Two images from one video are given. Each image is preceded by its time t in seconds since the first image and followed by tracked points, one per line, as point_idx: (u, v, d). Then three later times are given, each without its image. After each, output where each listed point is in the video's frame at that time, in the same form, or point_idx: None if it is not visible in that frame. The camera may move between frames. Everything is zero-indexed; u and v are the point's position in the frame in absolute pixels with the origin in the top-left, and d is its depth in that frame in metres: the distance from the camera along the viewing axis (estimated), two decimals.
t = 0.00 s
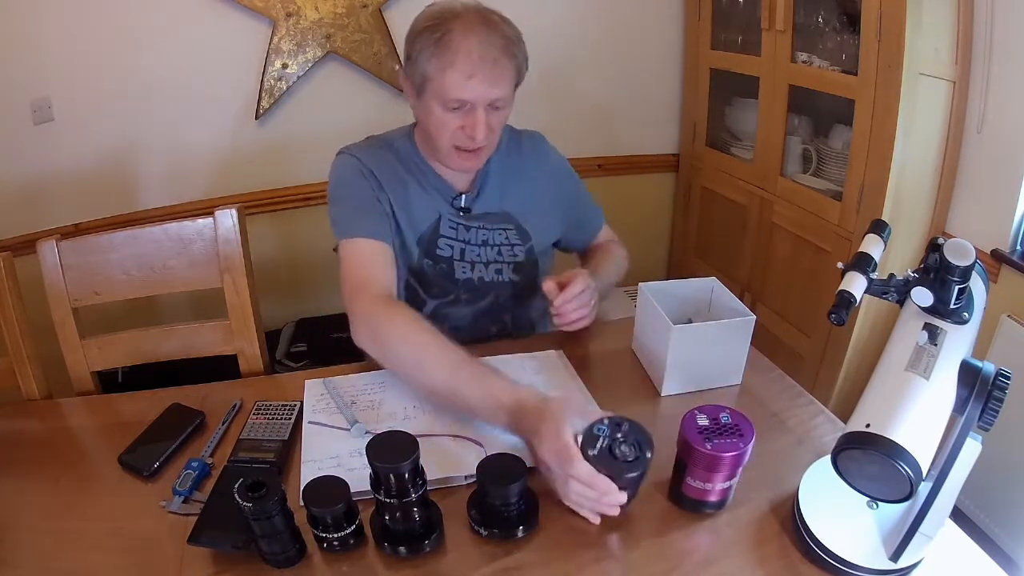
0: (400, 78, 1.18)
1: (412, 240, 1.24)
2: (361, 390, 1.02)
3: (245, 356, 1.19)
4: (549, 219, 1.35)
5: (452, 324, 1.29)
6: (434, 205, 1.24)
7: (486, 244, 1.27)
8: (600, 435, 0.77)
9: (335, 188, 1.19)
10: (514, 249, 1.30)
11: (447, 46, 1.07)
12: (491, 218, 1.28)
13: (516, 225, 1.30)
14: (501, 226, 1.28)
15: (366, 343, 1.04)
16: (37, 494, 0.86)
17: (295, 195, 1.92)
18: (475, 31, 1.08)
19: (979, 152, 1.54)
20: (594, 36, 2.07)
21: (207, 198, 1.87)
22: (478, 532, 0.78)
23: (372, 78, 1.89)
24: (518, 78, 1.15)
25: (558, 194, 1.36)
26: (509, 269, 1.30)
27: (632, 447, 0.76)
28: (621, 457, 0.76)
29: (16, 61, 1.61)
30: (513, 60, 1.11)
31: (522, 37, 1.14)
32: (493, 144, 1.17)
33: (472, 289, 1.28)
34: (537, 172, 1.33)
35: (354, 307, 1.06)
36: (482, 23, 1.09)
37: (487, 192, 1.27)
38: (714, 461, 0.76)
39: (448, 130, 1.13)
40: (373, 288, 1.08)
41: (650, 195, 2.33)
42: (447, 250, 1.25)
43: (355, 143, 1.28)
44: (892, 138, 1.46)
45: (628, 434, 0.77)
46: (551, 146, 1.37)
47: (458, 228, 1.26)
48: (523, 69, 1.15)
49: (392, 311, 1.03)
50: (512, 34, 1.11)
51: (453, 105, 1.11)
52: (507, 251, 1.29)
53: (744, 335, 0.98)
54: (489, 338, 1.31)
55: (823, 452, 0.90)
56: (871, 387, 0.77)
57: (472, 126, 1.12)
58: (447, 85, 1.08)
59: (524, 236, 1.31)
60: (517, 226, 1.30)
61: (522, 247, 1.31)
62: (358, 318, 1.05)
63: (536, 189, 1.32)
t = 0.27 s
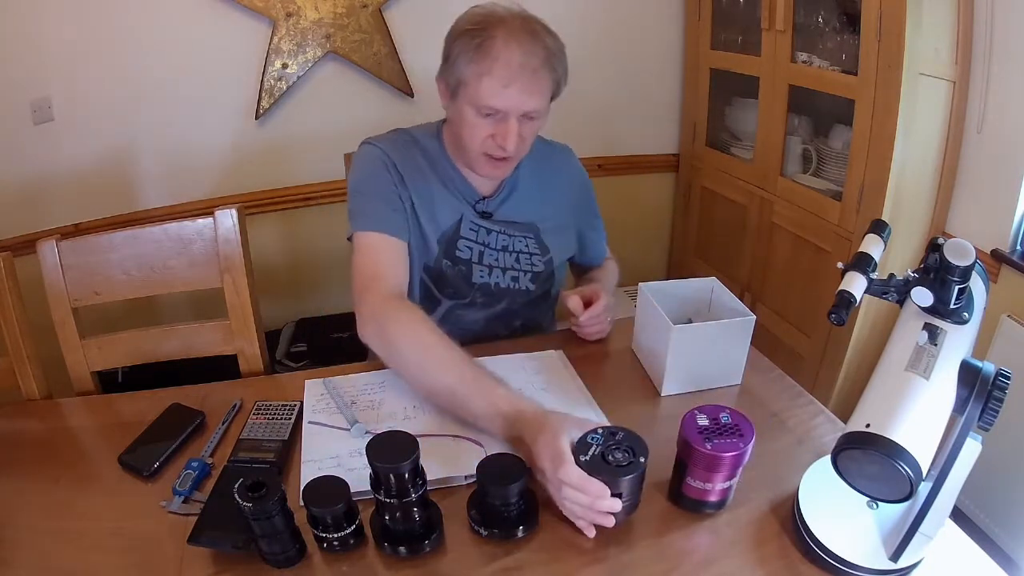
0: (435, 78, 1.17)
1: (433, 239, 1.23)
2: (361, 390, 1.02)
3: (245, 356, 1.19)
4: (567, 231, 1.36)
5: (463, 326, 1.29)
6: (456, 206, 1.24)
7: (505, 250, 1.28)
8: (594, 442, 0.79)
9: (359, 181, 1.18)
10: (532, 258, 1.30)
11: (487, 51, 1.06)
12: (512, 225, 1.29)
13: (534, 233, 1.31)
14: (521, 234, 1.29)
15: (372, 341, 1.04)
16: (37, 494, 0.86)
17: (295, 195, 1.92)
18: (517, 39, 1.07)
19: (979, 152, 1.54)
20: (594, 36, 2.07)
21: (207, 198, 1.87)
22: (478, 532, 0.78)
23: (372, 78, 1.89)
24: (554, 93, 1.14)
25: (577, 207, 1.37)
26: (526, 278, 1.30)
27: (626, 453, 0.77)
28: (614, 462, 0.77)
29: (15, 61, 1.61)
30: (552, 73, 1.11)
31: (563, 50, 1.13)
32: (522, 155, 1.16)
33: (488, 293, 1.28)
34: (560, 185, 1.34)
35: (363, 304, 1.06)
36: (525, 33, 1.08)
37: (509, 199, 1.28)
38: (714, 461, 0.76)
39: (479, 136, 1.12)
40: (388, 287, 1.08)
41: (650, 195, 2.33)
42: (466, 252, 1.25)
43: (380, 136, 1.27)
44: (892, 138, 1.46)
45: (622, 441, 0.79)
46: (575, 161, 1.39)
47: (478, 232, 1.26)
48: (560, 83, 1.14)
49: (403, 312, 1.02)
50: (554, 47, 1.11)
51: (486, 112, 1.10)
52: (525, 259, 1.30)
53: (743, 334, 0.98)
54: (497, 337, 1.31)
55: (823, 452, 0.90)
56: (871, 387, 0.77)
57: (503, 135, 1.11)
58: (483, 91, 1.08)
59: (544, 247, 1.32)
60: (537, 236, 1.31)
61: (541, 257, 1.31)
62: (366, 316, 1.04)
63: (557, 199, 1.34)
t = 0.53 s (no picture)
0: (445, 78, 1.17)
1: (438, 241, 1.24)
2: (361, 390, 1.02)
3: (245, 356, 1.19)
4: (573, 235, 1.36)
5: (465, 329, 1.29)
6: (462, 208, 1.24)
7: (510, 253, 1.28)
8: (594, 450, 0.79)
9: (365, 182, 1.19)
10: (537, 262, 1.30)
11: (497, 53, 1.06)
12: (517, 228, 1.29)
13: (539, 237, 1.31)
14: (526, 237, 1.29)
15: (372, 339, 1.04)
16: (37, 494, 0.86)
17: (295, 195, 1.92)
18: (528, 42, 1.07)
19: (979, 152, 1.54)
20: (594, 36, 2.07)
21: (207, 198, 1.87)
22: (478, 531, 0.78)
23: (372, 78, 1.89)
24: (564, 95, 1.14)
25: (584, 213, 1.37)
26: (530, 281, 1.30)
27: (626, 461, 0.77)
28: (614, 469, 0.76)
29: (14, 60, 1.61)
30: (562, 76, 1.10)
31: (574, 53, 1.13)
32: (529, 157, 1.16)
33: (492, 296, 1.28)
34: (567, 189, 1.34)
35: (364, 303, 1.06)
36: (535, 36, 1.08)
37: (516, 202, 1.28)
38: (714, 461, 0.76)
39: (487, 137, 1.12)
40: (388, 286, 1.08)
41: (650, 195, 2.33)
42: (470, 255, 1.25)
43: (387, 137, 1.27)
44: (892, 138, 1.46)
45: (622, 449, 0.78)
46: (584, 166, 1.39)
47: (484, 234, 1.26)
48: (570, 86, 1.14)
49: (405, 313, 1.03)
50: (564, 50, 1.10)
51: (495, 114, 1.10)
52: (530, 263, 1.30)
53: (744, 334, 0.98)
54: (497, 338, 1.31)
55: (823, 452, 0.90)
56: (871, 387, 0.77)
57: (510, 137, 1.11)
58: (492, 93, 1.08)
59: (549, 251, 1.32)
60: (542, 240, 1.31)
61: (546, 261, 1.31)
62: (367, 317, 1.04)
63: (562, 203, 1.34)
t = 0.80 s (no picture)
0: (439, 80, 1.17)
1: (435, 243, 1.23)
2: (361, 390, 1.02)
3: (245, 356, 1.19)
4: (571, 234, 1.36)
5: (464, 330, 1.30)
6: (459, 210, 1.24)
7: (507, 254, 1.28)
8: (594, 450, 0.79)
9: (361, 186, 1.18)
10: (534, 261, 1.30)
11: (492, 53, 1.06)
12: (515, 228, 1.28)
13: (536, 235, 1.31)
14: (524, 237, 1.29)
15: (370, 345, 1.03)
16: (37, 494, 0.86)
17: (295, 195, 1.92)
18: (522, 41, 1.07)
19: (979, 152, 1.54)
20: (594, 36, 2.07)
21: (207, 198, 1.87)
22: (478, 532, 0.78)
23: (372, 77, 1.89)
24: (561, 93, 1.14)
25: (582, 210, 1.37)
26: (528, 281, 1.31)
27: (625, 461, 0.77)
28: (614, 469, 0.76)
29: (13, 60, 1.61)
30: (558, 74, 1.10)
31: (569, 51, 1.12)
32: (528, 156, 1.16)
33: (490, 296, 1.28)
34: (564, 187, 1.34)
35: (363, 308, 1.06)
36: (530, 35, 1.08)
37: (513, 202, 1.28)
38: (714, 461, 0.76)
39: (484, 138, 1.12)
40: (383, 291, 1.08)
41: (650, 195, 2.33)
42: (468, 256, 1.25)
43: (382, 138, 1.27)
44: (892, 138, 1.46)
45: (622, 449, 0.78)
46: (580, 163, 1.38)
47: (481, 235, 1.26)
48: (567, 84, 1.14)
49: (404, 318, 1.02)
50: (559, 47, 1.10)
51: (492, 114, 1.10)
52: (527, 263, 1.30)
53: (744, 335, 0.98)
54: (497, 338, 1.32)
55: (823, 452, 0.90)
56: (871, 387, 0.77)
57: (508, 137, 1.11)
58: (488, 94, 1.08)
59: (546, 250, 1.32)
60: (540, 240, 1.31)
61: (543, 261, 1.31)
62: (366, 322, 1.04)
63: (560, 203, 1.33)
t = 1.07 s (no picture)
0: (415, 86, 1.17)
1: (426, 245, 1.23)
2: (361, 390, 1.02)
3: (245, 356, 1.19)
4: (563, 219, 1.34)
5: (465, 329, 1.30)
6: (446, 210, 1.24)
7: (499, 246, 1.27)
8: (594, 449, 0.79)
9: (346, 196, 1.19)
10: (528, 251, 1.29)
11: (465, 51, 1.06)
12: (504, 220, 1.27)
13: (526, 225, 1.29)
14: (514, 228, 1.28)
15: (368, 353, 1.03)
16: (37, 494, 0.86)
17: (295, 195, 1.92)
18: (494, 36, 1.07)
19: (980, 152, 1.54)
20: (594, 36, 2.07)
21: (207, 198, 1.87)
22: (478, 532, 0.78)
23: (372, 77, 1.89)
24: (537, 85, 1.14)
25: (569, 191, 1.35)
26: (523, 272, 1.30)
27: (625, 460, 0.77)
28: (614, 468, 0.76)
29: (13, 60, 1.61)
30: (533, 66, 1.10)
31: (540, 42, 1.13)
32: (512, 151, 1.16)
33: (485, 292, 1.28)
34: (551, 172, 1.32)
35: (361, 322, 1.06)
36: (500, 29, 1.08)
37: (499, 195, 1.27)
38: (714, 461, 0.76)
39: (467, 138, 1.12)
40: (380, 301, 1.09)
41: (650, 195, 2.33)
42: (460, 254, 1.25)
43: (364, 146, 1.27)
44: (892, 138, 1.46)
45: (622, 449, 0.78)
46: (565, 145, 1.36)
47: (471, 232, 1.25)
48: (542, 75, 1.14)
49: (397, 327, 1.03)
50: (530, 39, 1.10)
51: (472, 112, 1.10)
52: (520, 253, 1.29)
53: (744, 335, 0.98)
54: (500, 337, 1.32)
55: (823, 452, 0.90)
56: (871, 388, 0.77)
57: (491, 134, 1.11)
58: (466, 92, 1.08)
59: (538, 238, 1.30)
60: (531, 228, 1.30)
61: (536, 249, 1.30)
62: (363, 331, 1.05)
63: (547, 190, 1.32)
